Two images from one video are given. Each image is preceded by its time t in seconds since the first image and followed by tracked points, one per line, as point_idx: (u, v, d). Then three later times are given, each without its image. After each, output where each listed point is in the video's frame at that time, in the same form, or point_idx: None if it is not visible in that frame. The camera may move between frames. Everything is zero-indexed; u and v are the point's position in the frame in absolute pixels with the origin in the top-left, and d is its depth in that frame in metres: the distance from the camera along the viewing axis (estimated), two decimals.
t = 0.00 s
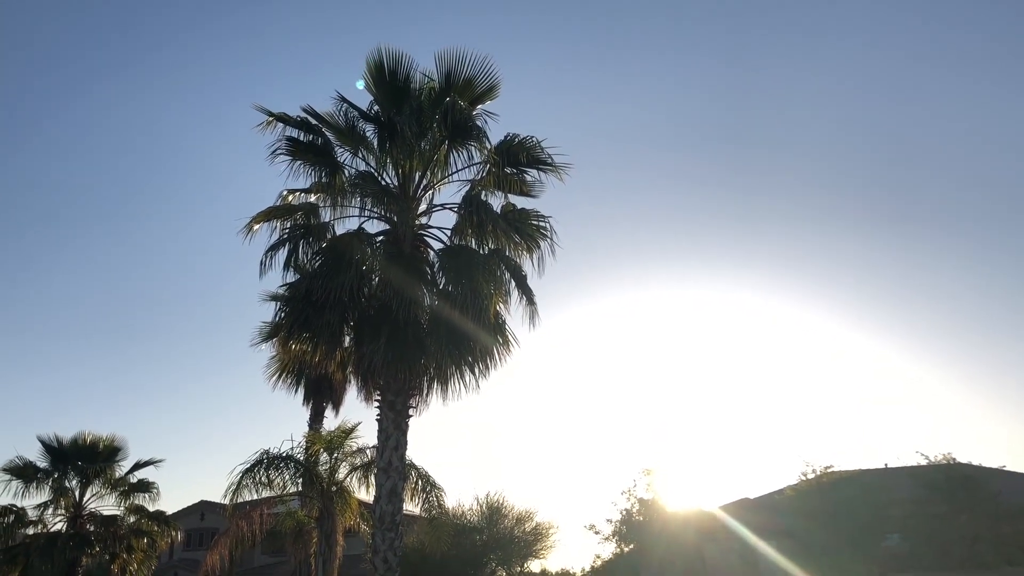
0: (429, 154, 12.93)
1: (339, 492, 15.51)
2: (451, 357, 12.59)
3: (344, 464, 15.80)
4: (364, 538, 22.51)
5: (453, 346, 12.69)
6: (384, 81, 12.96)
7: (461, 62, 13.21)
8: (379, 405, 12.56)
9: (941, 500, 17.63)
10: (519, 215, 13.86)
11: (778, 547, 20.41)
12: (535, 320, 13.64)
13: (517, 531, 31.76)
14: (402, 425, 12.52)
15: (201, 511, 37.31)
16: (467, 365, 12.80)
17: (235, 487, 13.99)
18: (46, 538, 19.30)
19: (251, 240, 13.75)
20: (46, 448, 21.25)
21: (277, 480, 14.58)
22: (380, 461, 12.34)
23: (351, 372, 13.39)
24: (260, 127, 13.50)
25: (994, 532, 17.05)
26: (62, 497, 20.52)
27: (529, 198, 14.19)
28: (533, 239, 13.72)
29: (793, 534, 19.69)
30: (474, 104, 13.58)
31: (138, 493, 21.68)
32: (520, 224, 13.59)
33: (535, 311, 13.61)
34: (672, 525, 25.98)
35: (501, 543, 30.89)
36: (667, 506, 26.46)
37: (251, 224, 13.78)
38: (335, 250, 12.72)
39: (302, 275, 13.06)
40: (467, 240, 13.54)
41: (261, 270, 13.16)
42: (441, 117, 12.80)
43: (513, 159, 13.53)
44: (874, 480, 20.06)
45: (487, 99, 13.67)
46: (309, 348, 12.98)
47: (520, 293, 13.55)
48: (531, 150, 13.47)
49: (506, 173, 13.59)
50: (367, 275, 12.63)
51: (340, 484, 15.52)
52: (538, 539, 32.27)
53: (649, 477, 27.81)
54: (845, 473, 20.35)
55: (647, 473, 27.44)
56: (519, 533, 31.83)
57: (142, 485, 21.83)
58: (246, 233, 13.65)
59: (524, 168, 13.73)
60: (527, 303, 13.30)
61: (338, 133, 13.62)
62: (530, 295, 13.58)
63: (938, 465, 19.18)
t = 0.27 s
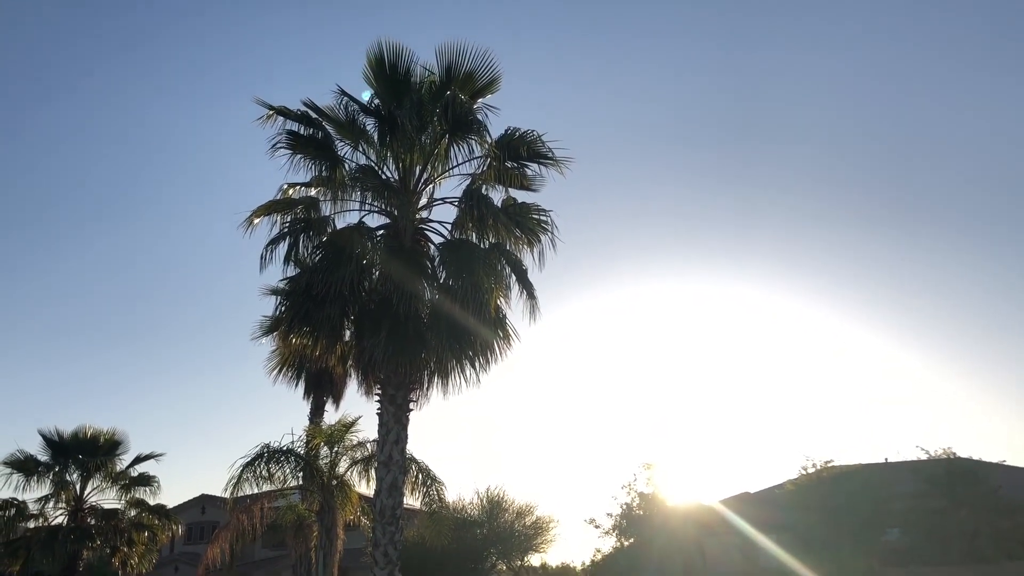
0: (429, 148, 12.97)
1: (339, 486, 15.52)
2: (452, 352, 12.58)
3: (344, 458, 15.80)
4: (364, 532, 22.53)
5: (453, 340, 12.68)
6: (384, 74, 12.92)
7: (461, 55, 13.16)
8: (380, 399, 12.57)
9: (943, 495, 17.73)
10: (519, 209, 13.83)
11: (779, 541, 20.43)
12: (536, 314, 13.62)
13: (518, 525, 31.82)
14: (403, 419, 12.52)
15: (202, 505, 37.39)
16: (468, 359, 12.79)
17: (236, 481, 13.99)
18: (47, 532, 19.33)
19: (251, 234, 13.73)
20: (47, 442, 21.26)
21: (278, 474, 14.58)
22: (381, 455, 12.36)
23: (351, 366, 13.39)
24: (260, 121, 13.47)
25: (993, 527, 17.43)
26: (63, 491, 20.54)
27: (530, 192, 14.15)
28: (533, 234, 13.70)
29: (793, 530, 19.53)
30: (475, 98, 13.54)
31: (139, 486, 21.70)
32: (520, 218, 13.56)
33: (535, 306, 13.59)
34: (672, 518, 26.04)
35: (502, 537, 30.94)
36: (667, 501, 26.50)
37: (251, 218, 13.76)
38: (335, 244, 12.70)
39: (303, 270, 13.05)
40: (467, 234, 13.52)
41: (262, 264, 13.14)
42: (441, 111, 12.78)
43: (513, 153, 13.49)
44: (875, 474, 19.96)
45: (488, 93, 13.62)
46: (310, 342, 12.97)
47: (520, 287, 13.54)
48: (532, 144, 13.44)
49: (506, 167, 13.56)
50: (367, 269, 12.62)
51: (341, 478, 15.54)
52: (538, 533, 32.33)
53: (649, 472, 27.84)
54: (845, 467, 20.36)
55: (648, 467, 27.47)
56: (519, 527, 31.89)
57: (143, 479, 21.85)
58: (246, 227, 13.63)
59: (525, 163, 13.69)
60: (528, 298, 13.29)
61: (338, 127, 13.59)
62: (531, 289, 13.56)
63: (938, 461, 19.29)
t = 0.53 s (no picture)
0: (429, 142, 12.93)
1: (339, 480, 15.55)
2: (452, 345, 12.58)
3: (344, 451, 15.83)
4: (364, 524, 22.56)
5: (453, 334, 12.68)
6: (384, 68, 12.89)
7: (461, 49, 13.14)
8: (380, 392, 12.58)
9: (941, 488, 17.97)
10: (519, 203, 13.82)
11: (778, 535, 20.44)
12: (535, 308, 13.63)
13: (518, 518, 31.90)
14: (403, 412, 12.54)
15: (202, 498, 37.46)
16: (468, 353, 12.79)
17: (236, 474, 14.04)
18: (48, 525, 19.37)
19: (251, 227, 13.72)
20: (47, 435, 21.29)
21: (278, 467, 14.62)
22: (381, 448, 12.38)
23: (351, 359, 13.40)
24: (261, 114, 13.44)
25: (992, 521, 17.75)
26: (64, 484, 20.56)
27: (530, 186, 14.14)
28: (533, 227, 13.69)
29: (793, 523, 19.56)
30: (475, 92, 13.52)
31: (140, 479, 21.74)
32: (521, 212, 13.55)
33: (535, 300, 13.60)
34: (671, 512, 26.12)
35: (501, 530, 31.02)
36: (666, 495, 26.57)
37: (251, 211, 13.75)
38: (336, 237, 12.68)
39: (303, 263, 13.04)
40: (467, 228, 13.51)
41: (262, 257, 13.14)
42: (441, 105, 12.77)
43: (513, 147, 13.48)
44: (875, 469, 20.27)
45: (488, 86, 13.59)
46: (310, 335, 12.97)
47: (520, 281, 13.53)
48: (532, 138, 13.42)
49: (506, 161, 13.56)
50: (367, 263, 12.61)
51: (341, 472, 15.57)
52: (538, 527, 32.42)
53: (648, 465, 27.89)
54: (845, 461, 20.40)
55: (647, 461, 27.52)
56: (518, 520, 31.96)
57: (143, 472, 21.88)
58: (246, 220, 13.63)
59: (525, 156, 13.68)
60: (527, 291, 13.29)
61: (338, 120, 13.57)
62: (531, 283, 13.56)
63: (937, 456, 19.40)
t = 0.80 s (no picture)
0: (430, 135, 12.89)
1: (340, 472, 15.57)
2: (452, 339, 12.58)
3: (345, 444, 15.85)
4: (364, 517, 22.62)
5: (454, 328, 12.68)
6: (384, 60, 12.85)
7: (461, 42, 13.10)
8: (380, 385, 12.60)
9: (940, 482, 18.72)
10: (520, 196, 13.80)
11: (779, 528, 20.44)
12: (535, 301, 13.62)
13: (518, 511, 31.98)
14: (403, 405, 12.56)
15: (203, 491, 37.54)
16: (468, 346, 12.80)
17: (236, 467, 14.04)
18: (50, 517, 19.41)
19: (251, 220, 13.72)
20: (48, 428, 21.31)
21: (278, 459, 14.65)
22: (381, 440, 12.41)
23: (352, 352, 13.40)
24: (261, 106, 13.41)
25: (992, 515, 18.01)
26: (65, 476, 20.59)
27: (531, 179, 14.11)
28: (534, 220, 13.67)
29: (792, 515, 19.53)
30: (475, 84, 13.48)
31: (140, 472, 21.77)
32: (521, 205, 13.53)
33: (535, 293, 13.59)
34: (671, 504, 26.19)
35: (502, 523, 31.10)
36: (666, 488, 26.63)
37: (251, 204, 13.74)
38: (336, 230, 12.67)
39: (303, 256, 13.04)
40: (468, 221, 13.49)
41: (262, 250, 13.14)
42: (442, 98, 12.74)
43: (514, 140, 13.45)
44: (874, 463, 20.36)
45: (488, 79, 13.55)
46: (310, 328, 12.99)
47: (520, 274, 13.53)
48: (532, 131, 13.40)
49: (507, 154, 13.54)
50: (368, 256, 12.60)
51: (341, 464, 15.58)
52: (538, 520, 32.50)
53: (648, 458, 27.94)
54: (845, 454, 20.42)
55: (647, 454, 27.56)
56: (519, 513, 32.03)
57: (144, 465, 21.92)
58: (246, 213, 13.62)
59: (526, 149, 13.66)
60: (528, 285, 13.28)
61: (338, 113, 13.53)
62: (531, 276, 13.55)
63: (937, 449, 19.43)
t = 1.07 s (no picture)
0: (430, 127, 12.82)
1: (341, 464, 15.61)
2: (452, 331, 12.58)
3: (346, 436, 15.86)
4: (365, 509, 22.66)
5: (454, 320, 12.67)
6: (384, 51, 12.80)
7: (462, 33, 13.05)
8: (380, 376, 12.62)
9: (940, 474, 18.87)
10: (520, 188, 13.77)
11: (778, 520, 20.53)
12: (536, 293, 13.61)
13: (518, 503, 32.05)
14: (403, 397, 12.58)
15: (203, 483, 37.62)
16: (468, 338, 12.80)
17: (237, 459, 14.04)
18: (51, 509, 19.44)
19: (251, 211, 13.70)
20: (49, 420, 21.33)
21: (279, 451, 14.67)
22: (381, 432, 12.44)
23: (352, 344, 13.40)
24: (260, 98, 13.38)
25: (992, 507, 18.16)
26: (66, 468, 20.61)
27: (531, 171, 14.08)
28: (534, 213, 13.65)
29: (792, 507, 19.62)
30: (476, 76, 13.44)
31: (141, 464, 21.80)
32: (521, 197, 13.51)
33: (535, 285, 13.58)
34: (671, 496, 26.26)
35: (502, 514, 31.17)
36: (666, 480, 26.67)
37: (251, 195, 13.72)
38: (336, 222, 12.66)
39: (303, 248, 13.03)
40: (468, 213, 13.47)
41: (263, 242, 13.14)
42: (442, 89, 12.71)
43: (514, 132, 13.42)
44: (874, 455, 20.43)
45: (488, 70, 13.51)
46: (310, 320, 12.98)
47: (521, 266, 13.51)
48: (533, 123, 13.37)
49: (507, 146, 13.51)
50: (368, 248, 12.58)
51: (342, 456, 15.62)
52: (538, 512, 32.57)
53: (648, 450, 27.97)
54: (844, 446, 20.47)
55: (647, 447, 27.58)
56: (519, 505, 32.10)
57: (145, 456, 21.95)
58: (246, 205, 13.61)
59: (526, 141, 13.62)
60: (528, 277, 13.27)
61: (338, 104, 13.50)
62: (531, 269, 13.53)
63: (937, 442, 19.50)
